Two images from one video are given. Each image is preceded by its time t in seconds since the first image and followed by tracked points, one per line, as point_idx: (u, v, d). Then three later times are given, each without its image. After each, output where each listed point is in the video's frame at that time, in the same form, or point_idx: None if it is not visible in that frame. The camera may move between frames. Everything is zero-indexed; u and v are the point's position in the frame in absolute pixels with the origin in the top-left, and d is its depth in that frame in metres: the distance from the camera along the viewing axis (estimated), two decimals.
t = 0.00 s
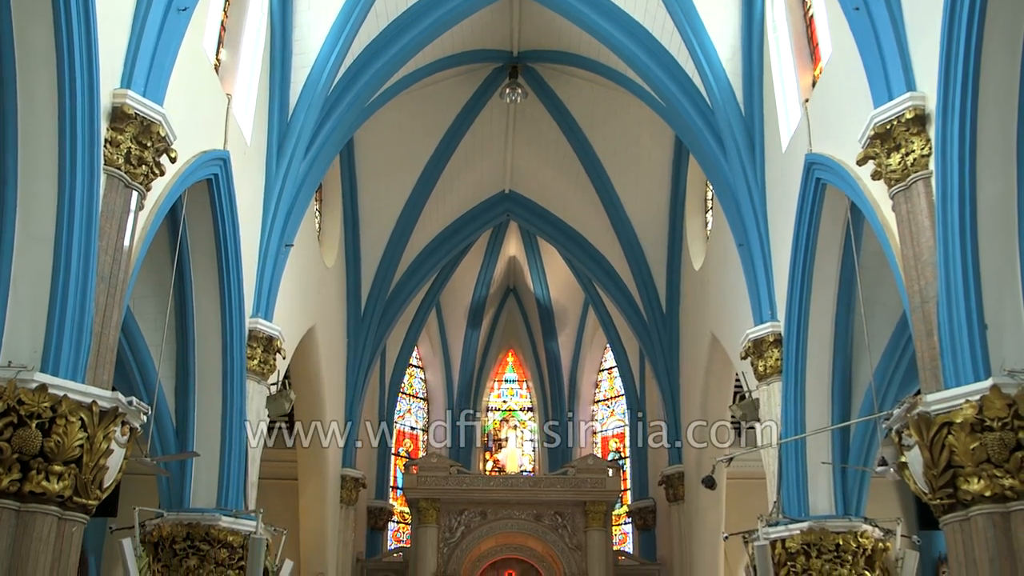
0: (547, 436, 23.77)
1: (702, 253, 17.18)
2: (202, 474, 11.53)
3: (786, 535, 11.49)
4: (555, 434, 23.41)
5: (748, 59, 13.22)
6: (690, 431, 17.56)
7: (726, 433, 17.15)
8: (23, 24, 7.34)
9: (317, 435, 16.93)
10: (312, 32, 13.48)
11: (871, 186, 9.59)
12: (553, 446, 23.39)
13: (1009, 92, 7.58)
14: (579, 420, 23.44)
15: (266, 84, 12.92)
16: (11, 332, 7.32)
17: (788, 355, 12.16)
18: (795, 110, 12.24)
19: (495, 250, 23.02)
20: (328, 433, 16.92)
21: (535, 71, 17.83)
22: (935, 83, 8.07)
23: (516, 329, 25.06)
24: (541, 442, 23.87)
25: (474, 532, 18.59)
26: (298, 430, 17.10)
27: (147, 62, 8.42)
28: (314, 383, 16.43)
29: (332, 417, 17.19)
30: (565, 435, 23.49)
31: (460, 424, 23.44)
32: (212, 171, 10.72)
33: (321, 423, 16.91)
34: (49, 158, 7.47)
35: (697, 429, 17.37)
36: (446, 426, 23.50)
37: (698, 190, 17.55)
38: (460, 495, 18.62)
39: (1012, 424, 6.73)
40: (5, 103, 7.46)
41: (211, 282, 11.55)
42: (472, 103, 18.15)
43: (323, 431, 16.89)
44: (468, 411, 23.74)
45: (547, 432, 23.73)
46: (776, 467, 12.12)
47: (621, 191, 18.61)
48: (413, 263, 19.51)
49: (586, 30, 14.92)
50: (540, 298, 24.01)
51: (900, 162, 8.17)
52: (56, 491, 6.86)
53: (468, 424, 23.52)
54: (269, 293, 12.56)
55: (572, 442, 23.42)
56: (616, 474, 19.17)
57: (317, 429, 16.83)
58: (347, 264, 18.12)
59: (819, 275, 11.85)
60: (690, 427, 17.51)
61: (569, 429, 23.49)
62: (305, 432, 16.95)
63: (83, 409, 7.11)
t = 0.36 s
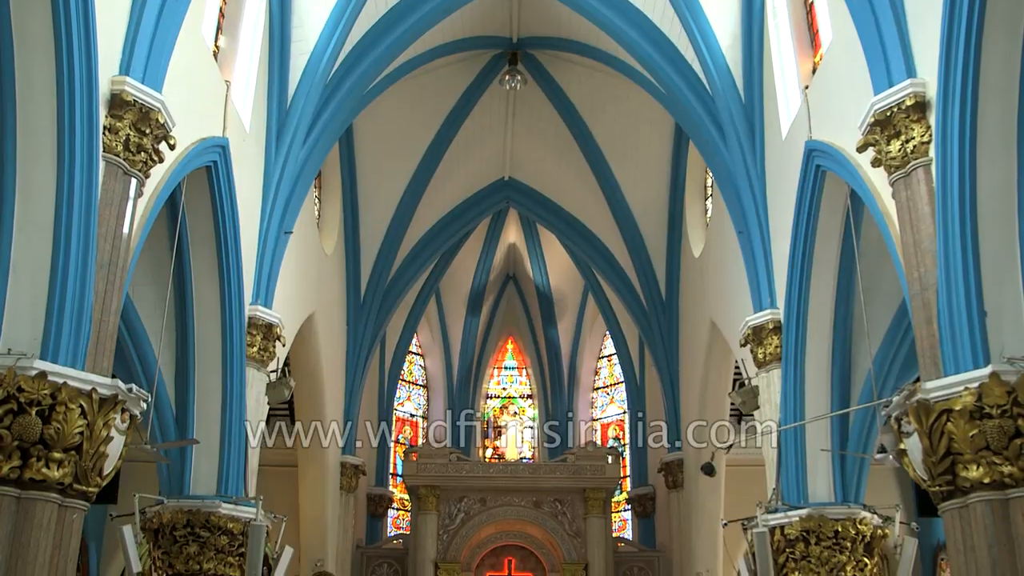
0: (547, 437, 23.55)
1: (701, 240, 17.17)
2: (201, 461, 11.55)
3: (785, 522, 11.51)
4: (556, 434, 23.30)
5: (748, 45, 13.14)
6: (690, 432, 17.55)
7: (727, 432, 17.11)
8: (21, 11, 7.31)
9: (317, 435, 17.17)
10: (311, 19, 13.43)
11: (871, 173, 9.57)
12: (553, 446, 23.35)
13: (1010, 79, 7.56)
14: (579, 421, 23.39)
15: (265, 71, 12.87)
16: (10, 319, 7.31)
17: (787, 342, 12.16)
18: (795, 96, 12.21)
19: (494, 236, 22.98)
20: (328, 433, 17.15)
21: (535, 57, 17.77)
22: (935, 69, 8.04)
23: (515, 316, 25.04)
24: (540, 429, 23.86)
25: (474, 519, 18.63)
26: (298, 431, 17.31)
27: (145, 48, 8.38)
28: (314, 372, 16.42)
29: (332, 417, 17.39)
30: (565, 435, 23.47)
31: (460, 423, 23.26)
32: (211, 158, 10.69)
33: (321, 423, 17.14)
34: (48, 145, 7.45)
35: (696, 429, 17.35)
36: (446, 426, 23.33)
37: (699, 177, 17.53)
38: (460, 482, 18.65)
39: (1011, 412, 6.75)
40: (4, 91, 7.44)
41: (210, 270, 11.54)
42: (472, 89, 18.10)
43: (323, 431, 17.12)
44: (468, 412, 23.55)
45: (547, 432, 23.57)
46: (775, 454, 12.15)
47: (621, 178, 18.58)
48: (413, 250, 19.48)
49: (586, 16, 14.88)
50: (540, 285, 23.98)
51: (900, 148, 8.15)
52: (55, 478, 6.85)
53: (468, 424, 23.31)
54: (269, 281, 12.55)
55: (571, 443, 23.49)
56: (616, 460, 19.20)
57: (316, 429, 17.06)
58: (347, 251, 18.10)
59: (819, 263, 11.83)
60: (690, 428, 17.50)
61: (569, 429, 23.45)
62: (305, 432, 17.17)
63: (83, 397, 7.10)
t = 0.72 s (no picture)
0: (547, 437, 22.92)
1: (701, 225, 17.16)
2: (201, 446, 11.55)
3: (784, 506, 11.53)
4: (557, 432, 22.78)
5: (748, 29, 13.08)
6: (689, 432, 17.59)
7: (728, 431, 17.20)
8: None
9: (317, 435, 17.26)
10: (310, 3, 13.36)
11: (871, 158, 9.56)
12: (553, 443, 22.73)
13: (1011, 64, 7.53)
14: (579, 420, 23.29)
15: (264, 55, 12.81)
16: (10, 305, 7.30)
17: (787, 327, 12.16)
18: (795, 81, 12.19)
19: (494, 221, 22.95)
20: (329, 433, 17.26)
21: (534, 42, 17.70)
22: (936, 54, 8.01)
23: (515, 301, 25.00)
24: (540, 414, 23.95)
25: (474, 504, 18.65)
26: (298, 430, 17.36)
27: (144, 33, 8.34)
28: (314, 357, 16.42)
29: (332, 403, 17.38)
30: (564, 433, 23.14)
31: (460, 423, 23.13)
32: (210, 143, 10.66)
33: (321, 423, 17.30)
34: (47, 131, 7.42)
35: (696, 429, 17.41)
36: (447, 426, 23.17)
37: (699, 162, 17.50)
38: (461, 466, 18.67)
39: (1011, 397, 6.74)
40: (2, 77, 7.40)
41: (210, 255, 11.52)
42: (471, 74, 18.04)
43: (324, 431, 17.24)
44: (468, 411, 23.42)
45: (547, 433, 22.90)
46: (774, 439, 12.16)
47: (621, 163, 18.55)
48: (413, 235, 19.46)
49: None
50: (540, 270, 23.95)
51: (900, 133, 8.12)
52: (56, 463, 6.86)
53: (468, 424, 23.18)
54: (269, 266, 12.53)
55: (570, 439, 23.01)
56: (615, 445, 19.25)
57: (316, 429, 17.17)
58: (347, 237, 18.08)
59: (819, 248, 11.82)
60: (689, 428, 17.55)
61: (569, 428, 23.27)
62: (305, 432, 17.24)
63: (83, 382, 7.10)
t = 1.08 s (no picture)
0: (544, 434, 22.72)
1: (701, 208, 17.16)
2: (201, 429, 11.55)
3: (783, 489, 11.57)
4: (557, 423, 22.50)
5: (749, 11, 13.03)
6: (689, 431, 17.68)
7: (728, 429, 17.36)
8: None
9: (317, 435, 17.38)
10: None
11: (871, 140, 9.55)
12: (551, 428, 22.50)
13: (1013, 47, 7.49)
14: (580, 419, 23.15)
15: (263, 38, 12.75)
16: (10, 289, 7.29)
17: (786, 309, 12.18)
18: (795, 63, 12.20)
19: (495, 203, 22.91)
20: (328, 433, 17.37)
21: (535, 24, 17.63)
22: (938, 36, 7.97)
23: (515, 284, 24.98)
24: (540, 397, 24.02)
25: (474, 487, 18.69)
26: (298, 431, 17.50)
27: (142, 15, 8.29)
28: (314, 340, 16.42)
29: (332, 387, 17.37)
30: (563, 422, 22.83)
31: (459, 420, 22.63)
32: (210, 126, 10.62)
33: (321, 423, 17.40)
34: (46, 114, 7.40)
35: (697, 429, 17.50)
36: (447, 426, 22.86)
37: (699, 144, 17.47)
38: (460, 449, 18.72)
39: (1011, 379, 6.74)
40: None
41: (209, 239, 11.50)
42: (471, 57, 17.98)
43: (323, 431, 17.36)
44: (468, 412, 23.18)
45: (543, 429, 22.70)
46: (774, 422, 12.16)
47: (621, 145, 18.50)
48: (413, 217, 19.45)
49: None
50: (540, 252, 23.93)
51: (901, 116, 8.10)
52: (57, 446, 6.86)
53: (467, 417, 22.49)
54: (269, 248, 12.51)
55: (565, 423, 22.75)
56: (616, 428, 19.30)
57: (316, 429, 17.29)
58: (347, 219, 18.04)
59: (819, 231, 11.79)
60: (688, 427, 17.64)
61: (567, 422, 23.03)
62: (305, 432, 17.36)
63: (83, 364, 7.09)
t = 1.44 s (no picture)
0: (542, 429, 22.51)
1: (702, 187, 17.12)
2: (201, 408, 11.56)
3: (783, 469, 11.58)
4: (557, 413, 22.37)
5: None
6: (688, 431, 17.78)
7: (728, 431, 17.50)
8: None
9: (317, 435, 17.51)
10: None
11: (872, 119, 9.51)
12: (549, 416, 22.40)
13: (1016, 26, 7.42)
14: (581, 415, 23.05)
15: (262, 16, 12.68)
16: (9, 268, 7.27)
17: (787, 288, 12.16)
18: (797, 44, 12.08)
19: (495, 182, 22.86)
20: (328, 433, 17.51)
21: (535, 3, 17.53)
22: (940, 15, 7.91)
23: (516, 263, 24.97)
24: (540, 375, 24.10)
25: (474, 466, 18.78)
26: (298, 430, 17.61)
27: None
28: (314, 319, 16.41)
29: (332, 366, 17.38)
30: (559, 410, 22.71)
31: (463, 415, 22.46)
32: (209, 104, 10.58)
33: (321, 423, 17.53)
34: (45, 93, 7.35)
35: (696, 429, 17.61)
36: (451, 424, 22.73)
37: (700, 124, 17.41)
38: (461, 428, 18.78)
39: (1011, 359, 6.74)
40: None
41: (209, 218, 11.47)
42: (470, 36, 17.89)
43: (323, 431, 17.48)
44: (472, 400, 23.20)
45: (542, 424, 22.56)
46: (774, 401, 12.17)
47: (621, 125, 18.41)
48: (414, 196, 19.41)
49: None
50: (540, 232, 23.90)
51: (903, 95, 8.06)
52: (58, 426, 6.87)
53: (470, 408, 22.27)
54: (269, 227, 12.49)
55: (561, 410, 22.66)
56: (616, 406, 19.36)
57: (316, 429, 17.42)
58: (346, 199, 18.00)
59: (819, 210, 11.76)
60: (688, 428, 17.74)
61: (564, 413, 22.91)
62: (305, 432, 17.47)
63: (83, 344, 7.09)
